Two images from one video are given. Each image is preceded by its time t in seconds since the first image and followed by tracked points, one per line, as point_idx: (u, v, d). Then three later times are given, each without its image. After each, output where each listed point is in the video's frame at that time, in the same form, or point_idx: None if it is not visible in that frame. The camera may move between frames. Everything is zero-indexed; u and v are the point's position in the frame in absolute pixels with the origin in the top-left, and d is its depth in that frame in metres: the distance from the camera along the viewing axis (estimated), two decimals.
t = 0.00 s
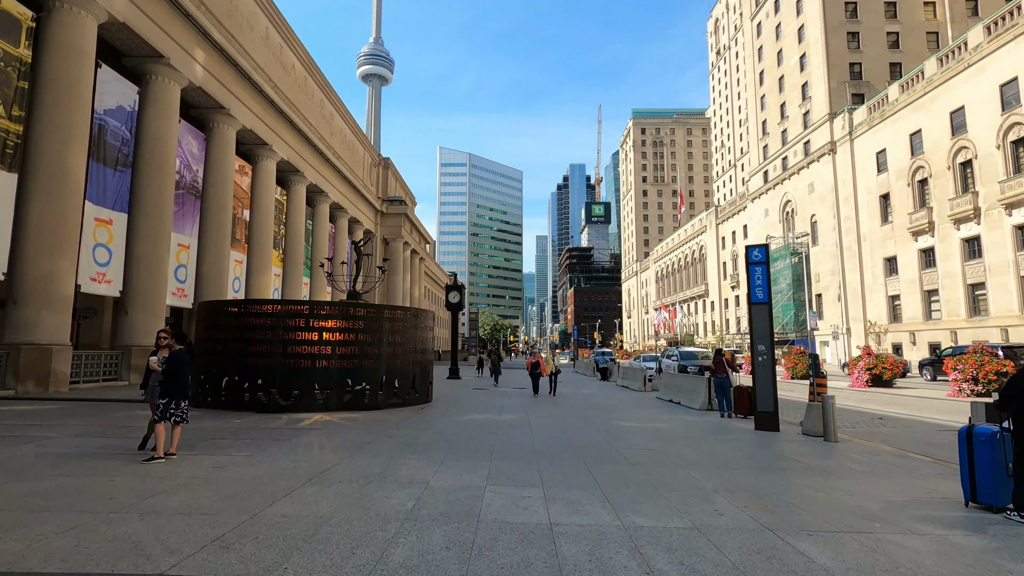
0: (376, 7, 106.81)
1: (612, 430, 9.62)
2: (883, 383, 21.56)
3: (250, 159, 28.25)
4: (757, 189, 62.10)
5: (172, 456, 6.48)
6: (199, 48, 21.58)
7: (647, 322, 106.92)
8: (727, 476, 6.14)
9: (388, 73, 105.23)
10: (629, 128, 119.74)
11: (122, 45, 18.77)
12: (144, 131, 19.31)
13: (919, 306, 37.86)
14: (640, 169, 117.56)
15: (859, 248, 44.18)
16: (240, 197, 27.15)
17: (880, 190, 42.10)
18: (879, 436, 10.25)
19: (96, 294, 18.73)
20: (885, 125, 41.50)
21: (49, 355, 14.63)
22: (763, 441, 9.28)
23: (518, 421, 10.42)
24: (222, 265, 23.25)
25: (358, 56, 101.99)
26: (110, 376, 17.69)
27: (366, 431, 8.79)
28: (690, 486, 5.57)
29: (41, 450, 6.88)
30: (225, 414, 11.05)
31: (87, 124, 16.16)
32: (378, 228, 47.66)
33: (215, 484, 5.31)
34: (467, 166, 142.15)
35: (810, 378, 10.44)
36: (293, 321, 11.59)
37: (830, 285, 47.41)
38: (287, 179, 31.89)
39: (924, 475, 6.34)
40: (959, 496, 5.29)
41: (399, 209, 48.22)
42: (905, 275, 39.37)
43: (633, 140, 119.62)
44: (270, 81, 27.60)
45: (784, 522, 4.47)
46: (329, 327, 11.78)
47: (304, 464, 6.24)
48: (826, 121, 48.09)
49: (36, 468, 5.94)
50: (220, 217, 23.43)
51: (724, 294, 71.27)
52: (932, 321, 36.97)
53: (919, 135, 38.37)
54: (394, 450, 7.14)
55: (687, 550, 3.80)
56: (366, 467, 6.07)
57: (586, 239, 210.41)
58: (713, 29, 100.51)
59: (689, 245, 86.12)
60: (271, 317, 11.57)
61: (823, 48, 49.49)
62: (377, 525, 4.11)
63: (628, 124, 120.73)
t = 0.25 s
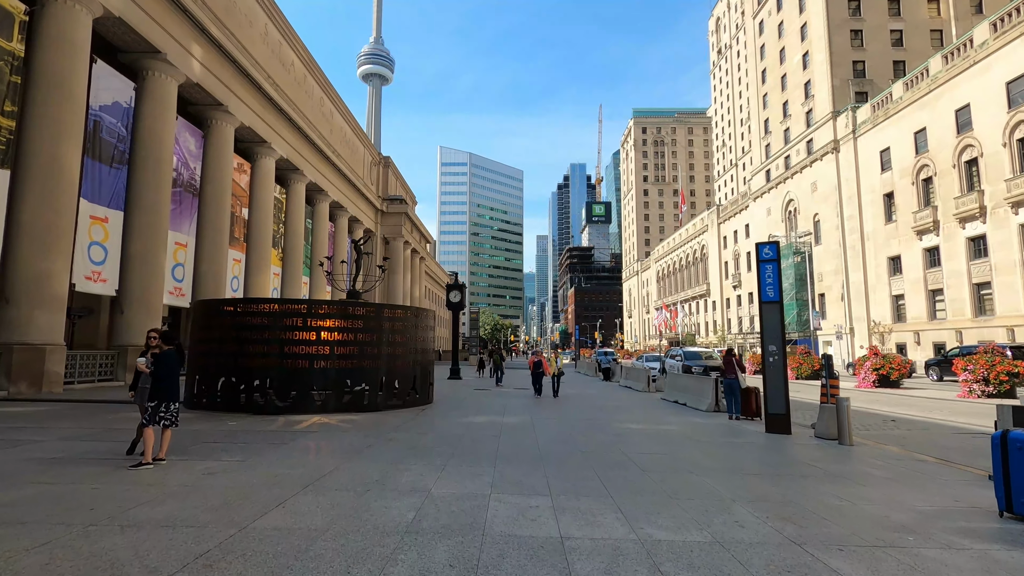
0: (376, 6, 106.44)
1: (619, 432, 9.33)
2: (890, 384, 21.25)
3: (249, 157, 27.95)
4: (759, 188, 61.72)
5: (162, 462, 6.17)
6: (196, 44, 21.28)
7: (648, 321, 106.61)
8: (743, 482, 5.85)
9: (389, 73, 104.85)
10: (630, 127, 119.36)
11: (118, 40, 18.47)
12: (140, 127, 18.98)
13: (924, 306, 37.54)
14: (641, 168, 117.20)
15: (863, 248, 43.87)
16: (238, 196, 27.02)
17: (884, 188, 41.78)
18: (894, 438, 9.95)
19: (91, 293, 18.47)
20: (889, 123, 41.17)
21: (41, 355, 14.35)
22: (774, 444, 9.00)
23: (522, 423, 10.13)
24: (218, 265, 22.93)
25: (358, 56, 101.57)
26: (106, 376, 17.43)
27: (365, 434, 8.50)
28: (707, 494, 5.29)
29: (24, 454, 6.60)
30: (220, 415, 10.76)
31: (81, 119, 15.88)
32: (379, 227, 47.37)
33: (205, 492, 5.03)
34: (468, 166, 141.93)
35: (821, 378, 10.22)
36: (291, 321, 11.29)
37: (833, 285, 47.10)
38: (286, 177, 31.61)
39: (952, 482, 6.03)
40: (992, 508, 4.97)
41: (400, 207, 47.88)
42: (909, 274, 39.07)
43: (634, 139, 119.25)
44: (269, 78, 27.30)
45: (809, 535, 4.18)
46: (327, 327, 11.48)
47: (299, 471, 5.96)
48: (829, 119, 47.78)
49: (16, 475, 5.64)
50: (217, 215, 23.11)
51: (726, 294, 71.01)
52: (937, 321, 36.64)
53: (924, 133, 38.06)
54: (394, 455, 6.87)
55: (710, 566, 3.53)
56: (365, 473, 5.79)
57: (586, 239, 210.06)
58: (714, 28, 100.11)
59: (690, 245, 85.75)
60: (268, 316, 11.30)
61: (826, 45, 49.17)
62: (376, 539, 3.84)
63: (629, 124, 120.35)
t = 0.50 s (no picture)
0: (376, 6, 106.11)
1: (626, 434, 9.01)
2: (898, 384, 20.90)
3: (247, 155, 27.65)
4: (761, 187, 61.38)
5: (148, 467, 5.86)
6: (193, 41, 20.99)
7: (649, 322, 106.25)
8: (759, 488, 5.53)
9: (389, 73, 104.52)
10: (631, 127, 119.07)
11: (113, 35, 18.18)
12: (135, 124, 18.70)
13: (928, 305, 37.21)
14: (642, 168, 116.88)
15: (866, 247, 43.54)
16: (235, 194, 27.16)
17: (888, 187, 41.45)
18: (909, 440, 9.63)
19: (85, 292, 18.19)
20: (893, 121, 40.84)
21: (33, 356, 14.01)
22: (786, 447, 8.69)
23: (524, 425, 9.79)
24: (217, 263, 22.58)
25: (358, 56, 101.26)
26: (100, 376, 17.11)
27: (361, 437, 8.17)
28: (723, 501, 4.97)
29: (4, 459, 6.29)
30: (213, 417, 10.44)
31: (75, 115, 15.59)
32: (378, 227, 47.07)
33: (189, 500, 4.72)
34: (468, 166, 141.65)
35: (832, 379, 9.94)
36: (287, 320, 10.99)
37: (836, 284, 46.75)
38: (285, 176, 31.30)
39: (980, 488, 5.71)
40: None
41: (400, 207, 47.56)
42: (913, 273, 38.75)
43: (634, 139, 118.95)
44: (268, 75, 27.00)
45: (839, 548, 3.86)
46: (324, 326, 11.17)
47: (291, 476, 5.65)
48: (832, 117, 47.47)
49: None
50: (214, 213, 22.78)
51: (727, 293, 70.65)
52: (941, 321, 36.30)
53: (928, 131, 37.74)
54: (391, 459, 6.56)
55: None
56: (360, 479, 5.48)
57: (586, 239, 209.75)
58: (715, 27, 99.82)
59: (691, 244, 85.37)
60: (263, 315, 11.00)
61: (829, 43, 48.85)
62: (370, 553, 3.53)
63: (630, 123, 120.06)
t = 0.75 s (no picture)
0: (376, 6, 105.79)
1: (633, 439, 8.69)
2: (905, 385, 20.60)
3: (245, 154, 27.34)
4: (762, 187, 61.11)
5: (133, 475, 5.55)
6: (190, 37, 20.70)
7: (649, 322, 105.99)
8: (776, 498, 5.24)
9: (389, 74, 104.20)
10: (632, 127, 118.79)
11: (108, 31, 17.88)
12: (130, 121, 18.40)
13: (932, 305, 36.91)
14: (643, 168, 116.60)
15: (869, 247, 43.23)
16: (234, 193, 26.92)
17: (891, 186, 41.14)
18: (925, 444, 9.33)
19: (79, 292, 17.88)
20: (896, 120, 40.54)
21: (25, 357, 13.69)
22: (799, 451, 8.38)
23: (528, 428, 9.46)
24: (213, 262, 22.14)
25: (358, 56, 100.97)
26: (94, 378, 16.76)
27: (359, 444, 7.83)
28: (743, 515, 4.66)
29: None
30: (207, 421, 10.12)
31: (68, 111, 15.28)
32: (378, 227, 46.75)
33: (173, 513, 4.41)
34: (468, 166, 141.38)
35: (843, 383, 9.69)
36: (283, 320, 10.67)
37: (839, 284, 46.46)
38: (283, 175, 30.97)
39: (1012, 499, 5.40)
40: None
41: (399, 207, 47.25)
42: (918, 273, 38.44)
43: (635, 139, 118.67)
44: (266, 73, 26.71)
45: (875, 569, 3.55)
46: (321, 326, 10.84)
47: (283, 486, 5.34)
48: (835, 116, 47.19)
49: None
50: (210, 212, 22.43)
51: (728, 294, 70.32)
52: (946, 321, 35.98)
53: (932, 130, 37.45)
54: (390, 466, 6.24)
55: None
56: (357, 489, 5.17)
57: (586, 239, 209.22)
58: (716, 27, 99.56)
59: (692, 244, 85.06)
60: (258, 315, 10.69)
61: (831, 42, 48.57)
62: None
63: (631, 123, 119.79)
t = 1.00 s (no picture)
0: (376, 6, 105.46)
1: (643, 441, 8.38)
2: (913, 385, 20.28)
3: (244, 152, 27.04)
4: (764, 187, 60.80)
5: (120, 481, 5.27)
6: (188, 33, 20.41)
7: (650, 322, 105.61)
8: (802, 506, 4.93)
9: (389, 74, 103.92)
10: (632, 127, 118.47)
11: (104, 26, 17.59)
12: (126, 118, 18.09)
13: (938, 305, 36.57)
14: (643, 168, 116.27)
15: (873, 246, 42.90)
16: (233, 192, 26.46)
17: (895, 185, 40.82)
18: (945, 446, 9.02)
19: (74, 291, 17.57)
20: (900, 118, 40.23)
21: (18, 357, 13.40)
22: (817, 454, 8.07)
23: (533, 430, 9.15)
24: (212, 262, 21.81)
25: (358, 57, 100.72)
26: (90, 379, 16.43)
27: (358, 447, 7.53)
28: (771, 524, 4.35)
29: None
30: (202, 423, 9.81)
31: (62, 107, 14.98)
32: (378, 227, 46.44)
33: (160, 524, 4.11)
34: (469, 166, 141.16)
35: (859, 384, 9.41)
36: (281, 319, 10.37)
37: (842, 284, 46.14)
38: (283, 174, 30.67)
39: None
40: None
41: (400, 206, 46.95)
42: (923, 273, 38.12)
43: (635, 139, 118.38)
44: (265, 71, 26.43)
45: None
46: (321, 325, 10.54)
47: (279, 493, 5.03)
48: (838, 115, 46.87)
49: None
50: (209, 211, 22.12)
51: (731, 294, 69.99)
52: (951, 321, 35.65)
53: (937, 128, 37.15)
54: (392, 472, 5.94)
55: None
56: (357, 497, 4.86)
57: (586, 240, 208.78)
58: (717, 26, 99.30)
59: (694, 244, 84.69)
60: (255, 314, 10.38)
61: (834, 41, 48.27)
62: None
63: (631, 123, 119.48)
